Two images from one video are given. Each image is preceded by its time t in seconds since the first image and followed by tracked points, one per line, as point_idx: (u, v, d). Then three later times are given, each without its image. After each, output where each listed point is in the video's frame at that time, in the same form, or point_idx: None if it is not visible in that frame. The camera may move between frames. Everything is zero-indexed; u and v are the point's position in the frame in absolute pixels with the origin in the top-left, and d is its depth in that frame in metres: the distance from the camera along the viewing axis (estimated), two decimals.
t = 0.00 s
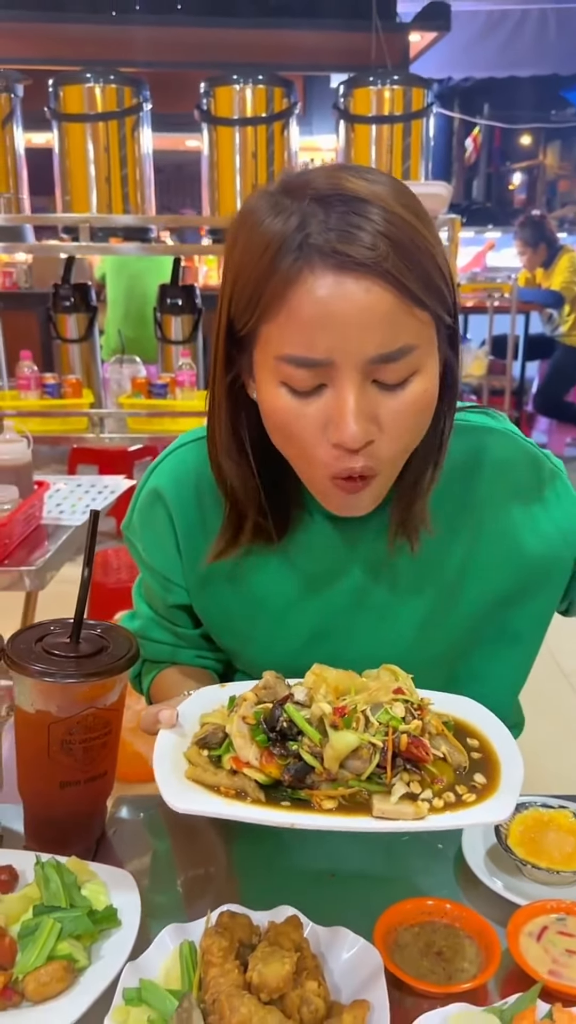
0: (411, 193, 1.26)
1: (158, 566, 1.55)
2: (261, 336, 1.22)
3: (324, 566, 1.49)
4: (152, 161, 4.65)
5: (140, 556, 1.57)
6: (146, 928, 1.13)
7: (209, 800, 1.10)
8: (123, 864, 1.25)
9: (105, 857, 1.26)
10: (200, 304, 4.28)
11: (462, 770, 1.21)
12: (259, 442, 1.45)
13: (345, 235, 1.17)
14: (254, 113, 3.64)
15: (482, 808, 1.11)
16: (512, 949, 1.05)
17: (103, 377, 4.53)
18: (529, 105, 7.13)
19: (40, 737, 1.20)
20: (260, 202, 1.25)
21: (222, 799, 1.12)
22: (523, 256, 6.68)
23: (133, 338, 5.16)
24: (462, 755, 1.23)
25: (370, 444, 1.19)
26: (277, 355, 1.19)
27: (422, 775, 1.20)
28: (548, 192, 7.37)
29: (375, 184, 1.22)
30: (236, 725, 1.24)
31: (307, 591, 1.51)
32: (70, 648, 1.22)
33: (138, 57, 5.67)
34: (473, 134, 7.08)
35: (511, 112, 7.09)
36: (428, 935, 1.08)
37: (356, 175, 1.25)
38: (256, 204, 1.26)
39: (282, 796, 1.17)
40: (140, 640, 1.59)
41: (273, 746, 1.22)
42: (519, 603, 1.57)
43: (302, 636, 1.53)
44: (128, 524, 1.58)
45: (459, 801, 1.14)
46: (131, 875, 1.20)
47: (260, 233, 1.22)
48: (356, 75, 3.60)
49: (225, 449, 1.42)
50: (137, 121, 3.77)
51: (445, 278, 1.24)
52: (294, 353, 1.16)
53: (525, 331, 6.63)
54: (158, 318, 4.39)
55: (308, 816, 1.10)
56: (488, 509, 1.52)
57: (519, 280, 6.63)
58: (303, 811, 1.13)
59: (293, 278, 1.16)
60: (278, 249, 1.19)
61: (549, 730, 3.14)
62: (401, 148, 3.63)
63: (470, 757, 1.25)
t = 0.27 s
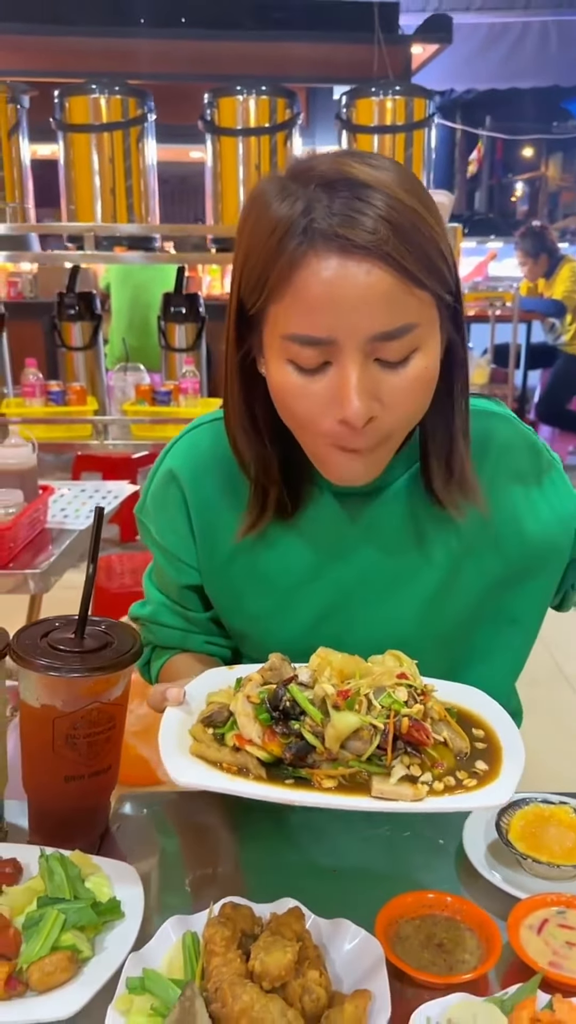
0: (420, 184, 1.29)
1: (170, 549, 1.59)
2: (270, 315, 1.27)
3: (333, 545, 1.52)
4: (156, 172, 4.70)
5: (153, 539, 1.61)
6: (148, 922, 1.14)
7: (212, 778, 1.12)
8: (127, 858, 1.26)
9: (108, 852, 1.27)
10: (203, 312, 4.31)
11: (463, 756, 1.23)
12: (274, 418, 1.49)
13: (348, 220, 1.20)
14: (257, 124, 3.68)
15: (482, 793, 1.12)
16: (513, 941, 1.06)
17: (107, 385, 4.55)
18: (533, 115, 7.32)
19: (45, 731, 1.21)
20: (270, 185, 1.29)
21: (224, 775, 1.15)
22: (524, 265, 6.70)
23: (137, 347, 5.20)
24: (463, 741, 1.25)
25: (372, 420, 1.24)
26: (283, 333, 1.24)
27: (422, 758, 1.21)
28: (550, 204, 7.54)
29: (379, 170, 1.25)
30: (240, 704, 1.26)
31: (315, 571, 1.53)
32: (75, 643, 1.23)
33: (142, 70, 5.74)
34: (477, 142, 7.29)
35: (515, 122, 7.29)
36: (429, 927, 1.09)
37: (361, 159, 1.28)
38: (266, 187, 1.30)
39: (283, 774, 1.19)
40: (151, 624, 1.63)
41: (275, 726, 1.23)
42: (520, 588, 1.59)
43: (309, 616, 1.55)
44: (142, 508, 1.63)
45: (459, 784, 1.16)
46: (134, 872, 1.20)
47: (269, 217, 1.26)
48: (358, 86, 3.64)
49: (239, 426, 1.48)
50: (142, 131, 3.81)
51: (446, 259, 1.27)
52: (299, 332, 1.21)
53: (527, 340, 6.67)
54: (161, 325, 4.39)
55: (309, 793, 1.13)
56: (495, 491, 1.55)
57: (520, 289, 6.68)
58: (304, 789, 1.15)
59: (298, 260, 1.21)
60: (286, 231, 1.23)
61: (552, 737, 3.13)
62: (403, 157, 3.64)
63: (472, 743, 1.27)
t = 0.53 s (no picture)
0: (423, 163, 1.42)
1: (185, 529, 1.72)
2: (280, 289, 1.40)
3: (343, 521, 1.67)
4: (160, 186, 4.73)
5: (167, 525, 1.74)
6: (149, 922, 1.13)
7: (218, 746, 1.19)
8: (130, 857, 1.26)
9: (112, 851, 1.27)
10: (207, 323, 4.34)
11: (467, 724, 1.30)
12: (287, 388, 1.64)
13: (354, 196, 1.34)
14: (260, 136, 3.71)
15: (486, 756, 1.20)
16: (518, 937, 1.05)
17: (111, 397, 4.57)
18: (532, 133, 7.35)
19: (48, 728, 1.21)
20: (280, 170, 1.44)
21: (231, 741, 1.23)
22: (526, 279, 6.71)
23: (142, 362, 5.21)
24: (467, 711, 1.32)
25: (380, 386, 1.37)
26: (294, 304, 1.37)
27: (425, 725, 1.29)
28: (552, 219, 7.64)
29: (385, 153, 1.39)
30: (246, 673, 1.34)
31: (327, 547, 1.67)
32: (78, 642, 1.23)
33: (146, 85, 5.78)
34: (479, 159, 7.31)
35: (515, 141, 7.31)
36: (433, 925, 1.09)
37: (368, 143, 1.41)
38: (276, 172, 1.45)
39: (288, 741, 1.27)
40: (162, 611, 1.72)
41: (279, 694, 1.31)
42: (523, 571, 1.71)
43: (323, 591, 1.68)
44: (156, 495, 1.77)
45: (461, 751, 1.23)
46: (138, 872, 1.20)
47: (279, 198, 1.40)
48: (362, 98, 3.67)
49: (255, 396, 1.62)
50: (146, 144, 3.85)
51: (447, 235, 1.40)
52: (308, 302, 1.34)
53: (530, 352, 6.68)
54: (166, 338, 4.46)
55: (313, 759, 1.19)
56: (500, 471, 1.69)
57: (523, 301, 6.70)
58: (309, 755, 1.22)
59: (307, 235, 1.35)
60: (292, 210, 1.37)
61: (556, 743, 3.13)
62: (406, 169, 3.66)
63: (476, 712, 1.35)
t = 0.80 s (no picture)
0: (413, 164, 1.49)
1: (193, 525, 1.72)
2: (285, 281, 1.44)
3: (347, 514, 1.68)
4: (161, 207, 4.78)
5: (175, 522, 1.73)
6: (143, 934, 1.12)
7: (216, 725, 1.19)
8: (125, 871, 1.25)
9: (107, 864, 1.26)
10: (208, 342, 4.37)
11: (463, 697, 1.33)
12: (290, 381, 1.69)
13: (351, 187, 1.39)
14: (261, 157, 3.75)
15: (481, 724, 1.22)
16: (516, 950, 1.04)
17: (112, 414, 4.59)
18: (532, 153, 7.48)
19: (43, 739, 1.20)
20: (278, 170, 1.50)
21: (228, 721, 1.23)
22: (524, 298, 6.75)
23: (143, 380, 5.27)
24: (464, 684, 1.34)
25: (380, 368, 1.39)
26: (298, 293, 1.40)
27: (422, 699, 1.31)
28: (552, 241, 7.63)
29: (379, 151, 1.45)
30: (242, 655, 1.35)
31: (330, 541, 1.68)
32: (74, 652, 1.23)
33: (148, 108, 5.85)
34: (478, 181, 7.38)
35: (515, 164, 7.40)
36: (430, 937, 1.08)
37: (366, 144, 1.48)
38: (274, 173, 1.51)
39: (284, 718, 1.27)
40: (167, 611, 1.68)
41: (276, 673, 1.32)
42: (520, 571, 1.72)
43: (325, 586, 1.68)
44: (164, 495, 1.77)
45: (457, 721, 1.25)
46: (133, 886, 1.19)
47: (279, 193, 1.46)
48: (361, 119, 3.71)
49: (258, 388, 1.67)
50: (148, 164, 3.89)
51: (439, 223, 1.45)
52: (312, 288, 1.38)
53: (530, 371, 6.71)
54: (166, 356, 4.47)
55: (311, 732, 1.20)
56: (497, 469, 1.71)
57: (522, 321, 6.74)
58: (307, 730, 1.23)
59: (307, 225, 1.39)
60: (292, 203, 1.42)
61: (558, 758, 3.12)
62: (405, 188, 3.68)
63: (473, 687, 1.37)
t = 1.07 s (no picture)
0: (408, 165, 1.54)
1: (190, 518, 1.70)
2: (278, 275, 1.50)
3: (343, 507, 1.68)
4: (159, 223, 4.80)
5: (171, 516, 1.72)
6: (130, 948, 1.10)
7: (213, 701, 1.24)
8: (114, 883, 1.22)
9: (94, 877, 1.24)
10: (206, 357, 4.37)
11: (457, 675, 1.37)
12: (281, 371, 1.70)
13: (343, 186, 1.45)
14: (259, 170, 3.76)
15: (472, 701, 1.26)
16: (511, 963, 1.02)
17: (110, 428, 4.58)
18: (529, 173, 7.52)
19: (29, 748, 1.18)
20: (276, 171, 1.55)
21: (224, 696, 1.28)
22: (523, 314, 6.83)
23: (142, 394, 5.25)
24: (459, 665, 1.38)
25: (367, 360, 1.44)
26: (290, 286, 1.46)
27: (415, 676, 1.36)
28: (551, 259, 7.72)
29: (374, 151, 1.51)
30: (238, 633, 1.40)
31: (325, 535, 1.68)
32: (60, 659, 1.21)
33: (147, 125, 5.88)
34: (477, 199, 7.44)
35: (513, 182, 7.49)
36: (424, 950, 1.05)
37: (361, 145, 1.53)
38: (272, 173, 1.56)
39: (279, 695, 1.32)
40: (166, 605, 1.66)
41: (271, 651, 1.37)
42: (511, 572, 1.72)
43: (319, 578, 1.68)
44: (161, 490, 1.76)
45: (450, 699, 1.29)
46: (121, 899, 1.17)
47: (276, 192, 1.51)
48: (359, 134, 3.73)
49: (249, 378, 1.69)
50: (145, 179, 3.90)
51: (428, 223, 1.51)
52: (304, 282, 1.43)
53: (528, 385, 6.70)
54: (165, 371, 4.43)
55: (306, 708, 1.25)
56: (489, 470, 1.72)
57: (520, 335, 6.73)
58: (301, 705, 1.27)
59: (301, 222, 1.45)
60: (287, 200, 1.48)
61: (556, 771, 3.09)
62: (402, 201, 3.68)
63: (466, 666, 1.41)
